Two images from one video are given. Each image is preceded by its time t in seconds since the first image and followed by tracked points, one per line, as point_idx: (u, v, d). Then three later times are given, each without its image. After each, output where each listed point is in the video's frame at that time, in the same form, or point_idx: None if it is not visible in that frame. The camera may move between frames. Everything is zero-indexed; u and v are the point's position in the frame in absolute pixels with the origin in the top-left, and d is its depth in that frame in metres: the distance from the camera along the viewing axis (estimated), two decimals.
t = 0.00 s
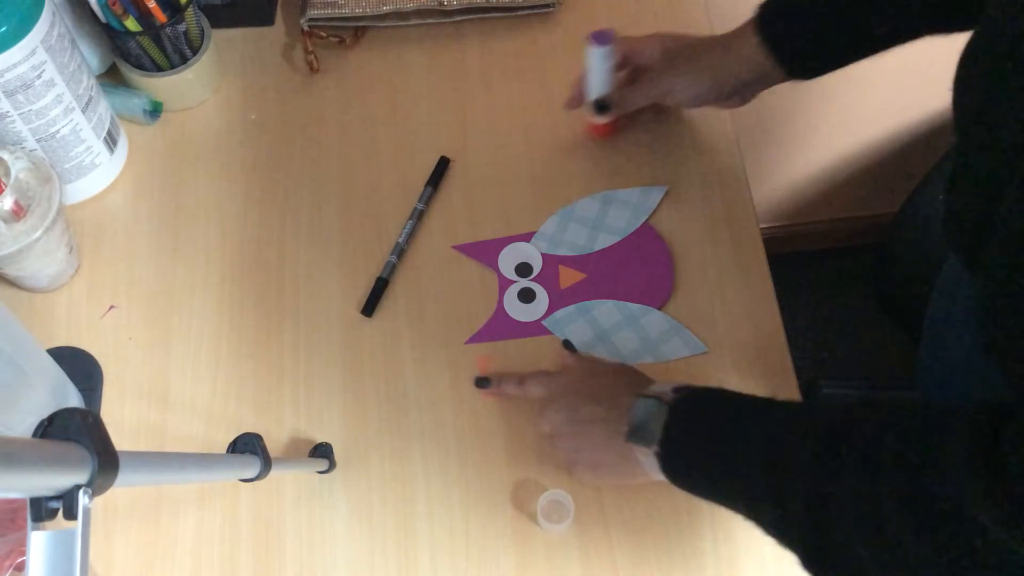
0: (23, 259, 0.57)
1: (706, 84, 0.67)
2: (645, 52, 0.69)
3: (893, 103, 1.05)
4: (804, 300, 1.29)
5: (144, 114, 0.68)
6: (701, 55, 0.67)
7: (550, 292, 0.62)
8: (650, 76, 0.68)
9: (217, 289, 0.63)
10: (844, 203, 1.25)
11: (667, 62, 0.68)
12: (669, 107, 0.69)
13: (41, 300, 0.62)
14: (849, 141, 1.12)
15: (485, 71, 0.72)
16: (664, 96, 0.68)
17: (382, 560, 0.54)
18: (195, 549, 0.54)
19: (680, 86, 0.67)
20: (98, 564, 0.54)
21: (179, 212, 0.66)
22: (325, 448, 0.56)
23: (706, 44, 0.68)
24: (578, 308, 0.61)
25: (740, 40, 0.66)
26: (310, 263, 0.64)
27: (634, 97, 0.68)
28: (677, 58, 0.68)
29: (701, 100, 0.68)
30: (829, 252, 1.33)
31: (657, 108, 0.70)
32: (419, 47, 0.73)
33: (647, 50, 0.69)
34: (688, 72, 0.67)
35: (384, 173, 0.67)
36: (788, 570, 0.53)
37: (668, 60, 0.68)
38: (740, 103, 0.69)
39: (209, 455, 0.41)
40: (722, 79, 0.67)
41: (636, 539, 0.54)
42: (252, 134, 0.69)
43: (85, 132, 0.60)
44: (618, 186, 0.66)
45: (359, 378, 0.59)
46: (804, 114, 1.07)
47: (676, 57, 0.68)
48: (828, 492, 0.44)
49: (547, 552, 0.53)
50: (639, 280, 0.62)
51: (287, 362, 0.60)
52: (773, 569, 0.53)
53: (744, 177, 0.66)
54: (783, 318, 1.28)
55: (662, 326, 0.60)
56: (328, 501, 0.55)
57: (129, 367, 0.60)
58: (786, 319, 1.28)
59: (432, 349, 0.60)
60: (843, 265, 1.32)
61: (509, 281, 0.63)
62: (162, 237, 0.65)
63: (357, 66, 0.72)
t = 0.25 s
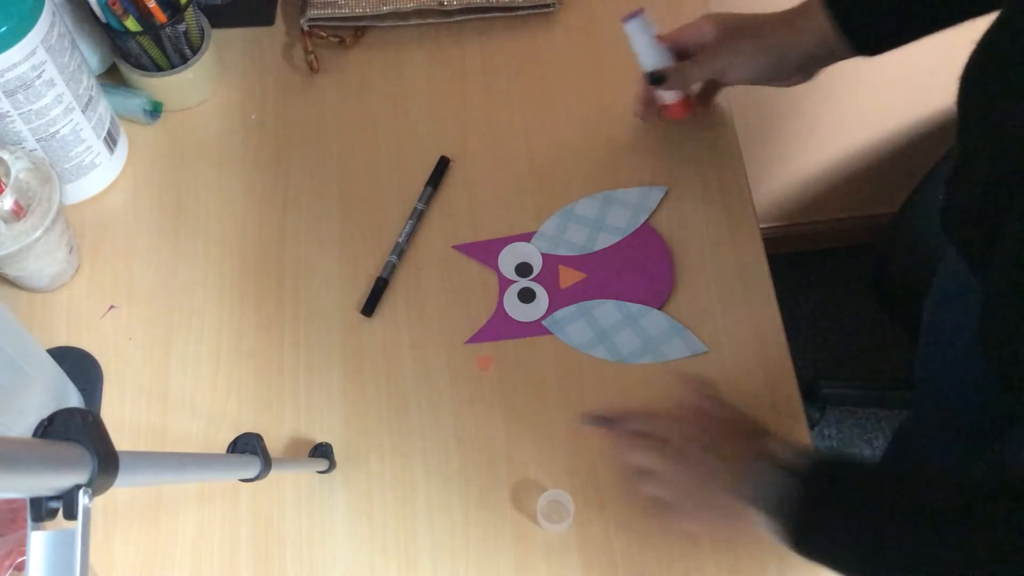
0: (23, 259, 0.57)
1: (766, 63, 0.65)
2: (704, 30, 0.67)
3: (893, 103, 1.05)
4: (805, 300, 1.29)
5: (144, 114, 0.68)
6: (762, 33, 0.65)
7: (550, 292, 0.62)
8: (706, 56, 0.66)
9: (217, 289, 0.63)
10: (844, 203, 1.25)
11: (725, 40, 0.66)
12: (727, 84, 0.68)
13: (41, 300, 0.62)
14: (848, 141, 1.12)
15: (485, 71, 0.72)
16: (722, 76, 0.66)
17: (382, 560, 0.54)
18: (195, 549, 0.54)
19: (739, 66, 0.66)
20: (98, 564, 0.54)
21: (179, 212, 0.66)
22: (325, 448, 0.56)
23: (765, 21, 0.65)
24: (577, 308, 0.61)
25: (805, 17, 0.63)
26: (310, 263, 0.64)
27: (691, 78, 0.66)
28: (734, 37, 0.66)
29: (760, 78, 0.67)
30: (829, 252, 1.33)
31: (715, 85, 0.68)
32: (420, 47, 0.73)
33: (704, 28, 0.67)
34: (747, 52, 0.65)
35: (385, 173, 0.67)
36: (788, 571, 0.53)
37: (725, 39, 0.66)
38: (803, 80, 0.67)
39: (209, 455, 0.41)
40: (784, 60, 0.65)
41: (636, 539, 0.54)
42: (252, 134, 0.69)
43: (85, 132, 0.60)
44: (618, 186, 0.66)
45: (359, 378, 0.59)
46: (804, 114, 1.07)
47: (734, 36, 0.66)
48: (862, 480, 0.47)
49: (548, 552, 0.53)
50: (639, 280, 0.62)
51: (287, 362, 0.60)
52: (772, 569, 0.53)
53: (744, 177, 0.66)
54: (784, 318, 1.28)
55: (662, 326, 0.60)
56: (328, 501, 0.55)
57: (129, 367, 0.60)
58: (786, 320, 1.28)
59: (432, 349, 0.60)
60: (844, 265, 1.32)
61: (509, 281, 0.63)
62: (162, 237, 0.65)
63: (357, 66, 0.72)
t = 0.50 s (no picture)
0: (23, 259, 0.57)
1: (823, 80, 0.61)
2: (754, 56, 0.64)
3: (893, 104, 1.05)
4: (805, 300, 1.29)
5: (144, 114, 0.68)
6: (816, 49, 0.61)
7: (550, 292, 0.62)
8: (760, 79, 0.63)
9: (217, 289, 0.63)
10: (845, 202, 1.25)
11: (779, 62, 0.62)
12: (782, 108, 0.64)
13: (41, 300, 0.62)
14: (848, 141, 1.12)
15: (485, 71, 0.72)
16: (779, 98, 0.62)
17: (382, 560, 0.54)
18: (195, 549, 0.54)
19: (795, 85, 0.62)
20: (98, 564, 0.54)
21: (179, 212, 0.66)
22: (325, 448, 0.56)
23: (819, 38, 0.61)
24: (577, 308, 0.61)
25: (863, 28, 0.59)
26: (310, 263, 0.64)
27: (745, 99, 0.62)
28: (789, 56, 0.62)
29: (820, 97, 0.62)
30: (829, 253, 1.33)
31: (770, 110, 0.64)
32: (420, 48, 0.73)
33: (755, 54, 0.64)
34: (802, 69, 0.61)
35: (385, 173, 0.67)
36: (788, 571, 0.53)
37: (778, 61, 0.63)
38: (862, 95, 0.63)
39: (209, 455, 0.41)
40: (843, 74, 0.61)
41: (637, 539, 0.54)
42: (252, 134, 0.69)
43: (85, 132, 0.60)
44: (618, 186, 0.66)
45: (359, 377, 0.59)
46: (805, 114, 1.07)
47: (787, 56, 0.62)
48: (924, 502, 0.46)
49: (548, 552, 0.53)
50: (639, 280, 0.62)
51: (287, 362, 0.60)
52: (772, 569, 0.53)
53: (744, 177, 0.66)
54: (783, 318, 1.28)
55: (662, 326, 0.60)
56: (328, 500, 0.55)
57: (129, 367, 0.60)
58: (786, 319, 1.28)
59: (432, 349, 0.60)
60: (843, 265, 1.32)
61: (509, 281, 0.63)
62: (162, 237, 0.65)
63: (357, 66, 0.72)
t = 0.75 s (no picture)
0: (23, 259, 0.57)
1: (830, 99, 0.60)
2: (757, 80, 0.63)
3: (893, 104, 1.05)
4: (805, 300, 1.29)
5: (144, 113, 0.68)
6: (821, 68, 0.60)
7: (550, 292, 0.62)
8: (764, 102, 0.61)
9: (217, 289, 0.63)
10: (845, 202, 1.25)
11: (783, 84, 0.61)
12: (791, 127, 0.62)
13: (41, 300, 0.62)
14: (848, 141, 1.12)
15: (485, 71, 0.72)
16: (785, 121, 0.61)
17: (382, 560, 0.54)
18: (194, 549, 0.54)
19: (807, 104, 0.60)
20: (98, 563, 0.54)
21: (179, 212, 0.66)
22: (325, 448, 0.56)
23: (824, 56, 0.60)
24: (577, 308, 0.61)
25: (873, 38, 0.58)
26: (310, 263, 0.64)
27: (751, 124, 0.61)
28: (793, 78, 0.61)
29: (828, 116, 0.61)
30: (829, 253, 1.33)
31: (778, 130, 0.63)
32: (419, 48, 0.73)
33: (757, 78, 0.63)
34: (813, 87, 0.60)
35: (385, 174, 0.67)
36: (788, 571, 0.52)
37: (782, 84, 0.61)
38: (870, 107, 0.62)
39: (208, 455, 0.41)
40: (855, 88, 0.59)
41: (637, 538, 0.54)
42: (252, 134, 0.69)
43: (85, 132, 0.60)
44: (618, 186, 0.66)
45: (359, 377, 0.59)
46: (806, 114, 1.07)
47: (792, 77, 0.61)
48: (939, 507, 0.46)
49: (548, 552, 0.53)
50: (639, 280, 0.62)
51: (287, 362, 0.60)
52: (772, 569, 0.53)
53: (744, 177, 0.66)
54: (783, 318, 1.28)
55: (662, 326, 0.60)
56: (328, 500, 0.55)
57: (129, 367, 0.60)
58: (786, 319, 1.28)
59: (432, 349, 0.60)
60: (843, 265, 1.32)
61: (509, 280, 0.63)
62: (162, 237, 0.65)
63: (357, 66, 0.72)
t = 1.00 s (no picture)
0: (22, 259, 0.57)
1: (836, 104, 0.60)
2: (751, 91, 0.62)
3: (893, 104, 1.05)
4: (805, 300, 1.29)
5: (144, 114, 0.68)
6: (821, 77, 0.60)
7: (550, 292, 0.62)
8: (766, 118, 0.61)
9: (217, 289, 0.63)
10: (845, 202, 1.25)
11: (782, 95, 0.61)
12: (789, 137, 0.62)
13: (41, 300, 0.62)
14: (848, 141, 1.12)
15: (485, 71, 0.72)
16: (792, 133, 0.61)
17: (382, 560, 0.54)
18: (195, 549, 0.54)
19: (806, 115, 0.60)
20: (98, 563, 0.54)
21: (179, 212, 0.66)
22: (325, 448, 0.56)
23: (821, 62, 0.60)
24: (577, 308, 0.61)
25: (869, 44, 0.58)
26: (310, 263, 0.64)
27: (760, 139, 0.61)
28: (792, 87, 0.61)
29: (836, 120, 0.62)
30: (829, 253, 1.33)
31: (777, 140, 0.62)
32: (420, 47, 0.73)
33: (749, 90, 0.62)
34: (811, 98, 0.60)
35: (385, 174, 0.67)
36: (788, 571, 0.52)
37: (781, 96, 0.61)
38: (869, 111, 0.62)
39: (208, 455, 0.41)
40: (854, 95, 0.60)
41: (637, 538, 0.54)
42: (252, 133, 0.69)
43: (85, 132, 0.60)
44: (618, 186, 0.66)
45: (359, 377, 0.59)
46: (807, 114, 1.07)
47: (790, 87, 0.61)
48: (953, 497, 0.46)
49: (548, 551, 0.53)
50: (639, 280, 0.62)
51: (287, 363, 0.60)
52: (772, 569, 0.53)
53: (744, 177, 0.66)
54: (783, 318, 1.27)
55: (662, 326, 0.60)
56: (328, 500, 0.55)
57: (129, 366, 0.60)
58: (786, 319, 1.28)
59: (432, 349, 0.60)
60: (843, 265, 1.32)
61: (509, 280, 0.63)
62: (162, 237, 0.65)
63: (357, 66, 0.72)
